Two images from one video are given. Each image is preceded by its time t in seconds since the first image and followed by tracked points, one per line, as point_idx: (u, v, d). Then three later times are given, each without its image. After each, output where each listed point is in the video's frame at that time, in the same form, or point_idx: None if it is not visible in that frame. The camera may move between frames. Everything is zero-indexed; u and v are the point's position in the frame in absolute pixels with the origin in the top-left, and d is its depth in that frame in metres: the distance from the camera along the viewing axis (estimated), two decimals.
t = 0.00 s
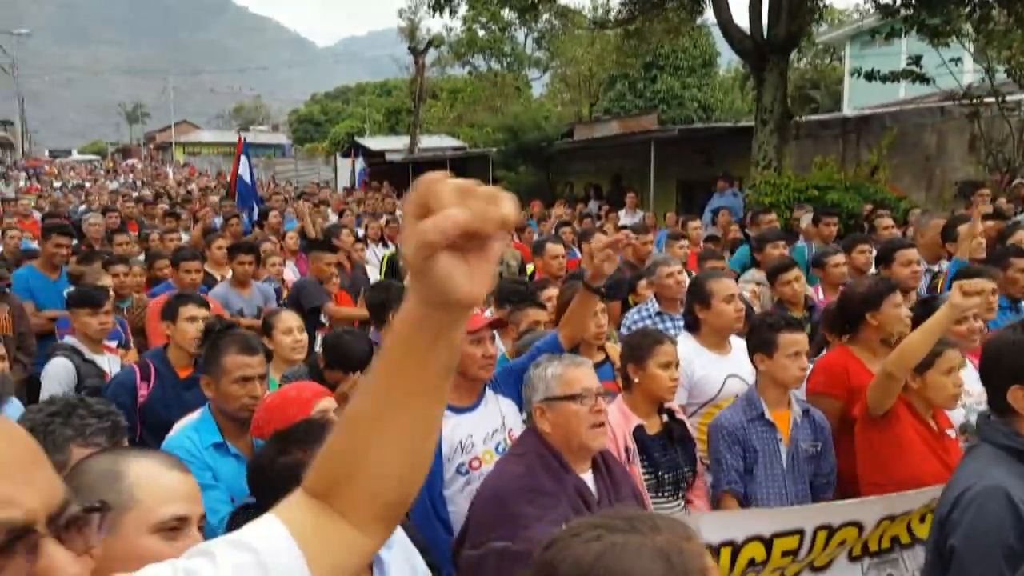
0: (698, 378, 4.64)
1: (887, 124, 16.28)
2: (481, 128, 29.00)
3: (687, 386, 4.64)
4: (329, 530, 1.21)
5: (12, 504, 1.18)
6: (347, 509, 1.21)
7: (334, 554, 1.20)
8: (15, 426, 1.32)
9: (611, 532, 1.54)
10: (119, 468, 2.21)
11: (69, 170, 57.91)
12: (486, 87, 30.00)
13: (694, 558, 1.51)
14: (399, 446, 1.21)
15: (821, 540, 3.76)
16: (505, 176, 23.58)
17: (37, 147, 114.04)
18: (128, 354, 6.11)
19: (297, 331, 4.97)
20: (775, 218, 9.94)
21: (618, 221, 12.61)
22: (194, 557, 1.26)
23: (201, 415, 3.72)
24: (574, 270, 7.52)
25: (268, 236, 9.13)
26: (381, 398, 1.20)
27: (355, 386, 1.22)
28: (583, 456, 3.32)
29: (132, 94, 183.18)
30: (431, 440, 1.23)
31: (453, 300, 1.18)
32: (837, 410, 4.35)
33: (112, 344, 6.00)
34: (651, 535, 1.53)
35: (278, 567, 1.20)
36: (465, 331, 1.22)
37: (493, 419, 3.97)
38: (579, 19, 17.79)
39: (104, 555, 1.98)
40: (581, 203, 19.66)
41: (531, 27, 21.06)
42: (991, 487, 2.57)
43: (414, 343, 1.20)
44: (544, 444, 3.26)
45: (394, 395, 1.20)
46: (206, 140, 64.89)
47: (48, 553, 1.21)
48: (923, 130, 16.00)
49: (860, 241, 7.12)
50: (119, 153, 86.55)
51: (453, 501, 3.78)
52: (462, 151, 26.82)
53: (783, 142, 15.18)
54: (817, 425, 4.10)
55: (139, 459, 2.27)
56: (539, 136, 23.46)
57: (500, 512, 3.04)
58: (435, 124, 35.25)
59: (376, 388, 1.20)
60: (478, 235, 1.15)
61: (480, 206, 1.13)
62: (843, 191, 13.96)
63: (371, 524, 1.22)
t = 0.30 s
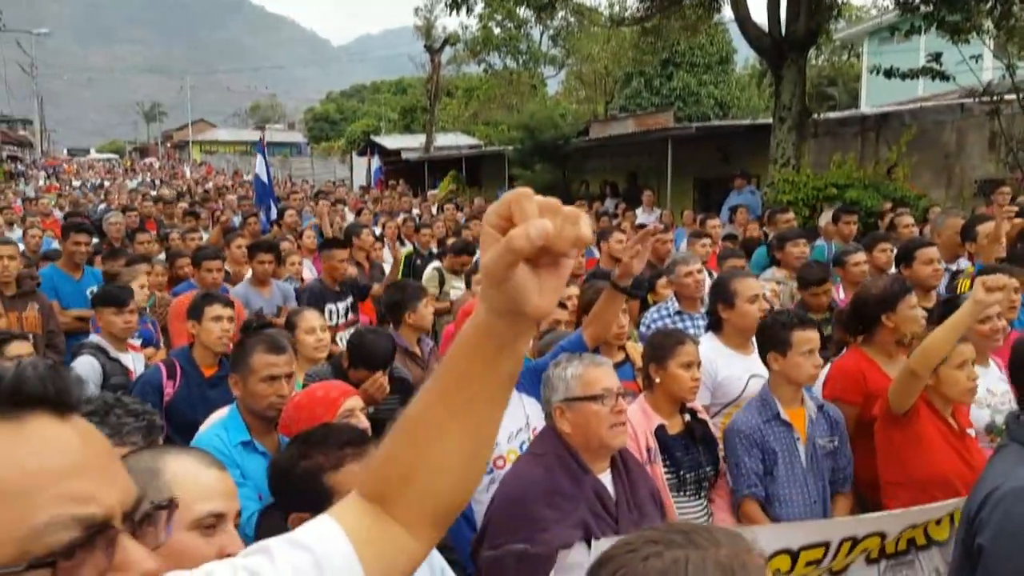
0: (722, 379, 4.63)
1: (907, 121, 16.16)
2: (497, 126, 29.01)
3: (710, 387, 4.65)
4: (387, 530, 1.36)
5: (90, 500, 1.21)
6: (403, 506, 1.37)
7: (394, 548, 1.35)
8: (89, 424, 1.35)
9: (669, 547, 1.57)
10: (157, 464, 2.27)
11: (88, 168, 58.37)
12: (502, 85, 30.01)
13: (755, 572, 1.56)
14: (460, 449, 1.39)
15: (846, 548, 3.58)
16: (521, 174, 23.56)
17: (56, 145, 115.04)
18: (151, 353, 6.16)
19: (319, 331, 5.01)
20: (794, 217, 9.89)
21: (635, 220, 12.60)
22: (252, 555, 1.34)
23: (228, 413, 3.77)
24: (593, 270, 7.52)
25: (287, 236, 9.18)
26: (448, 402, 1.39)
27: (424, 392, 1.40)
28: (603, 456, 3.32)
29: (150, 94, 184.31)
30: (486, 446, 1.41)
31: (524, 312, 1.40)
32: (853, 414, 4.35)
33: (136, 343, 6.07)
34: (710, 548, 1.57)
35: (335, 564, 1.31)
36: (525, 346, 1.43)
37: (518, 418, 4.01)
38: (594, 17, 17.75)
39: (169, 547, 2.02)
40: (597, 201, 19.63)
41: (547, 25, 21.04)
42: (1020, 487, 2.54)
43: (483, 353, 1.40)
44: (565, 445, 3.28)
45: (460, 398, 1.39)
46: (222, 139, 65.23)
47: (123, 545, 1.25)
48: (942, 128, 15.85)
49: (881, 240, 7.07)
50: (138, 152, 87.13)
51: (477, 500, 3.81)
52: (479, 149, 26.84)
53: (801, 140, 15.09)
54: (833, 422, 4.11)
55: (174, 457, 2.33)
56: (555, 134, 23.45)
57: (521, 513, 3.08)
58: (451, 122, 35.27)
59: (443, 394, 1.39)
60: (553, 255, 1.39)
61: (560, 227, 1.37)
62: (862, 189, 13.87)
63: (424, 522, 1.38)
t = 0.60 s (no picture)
0: (740, 377, 4.62)
1: (923, 119, 16.08)
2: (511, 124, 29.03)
3: (728, 386, 4.64)
4: (426, 535, 1.48)
5: (159, 494, 1.20)
6: (440, 511, 1.49)
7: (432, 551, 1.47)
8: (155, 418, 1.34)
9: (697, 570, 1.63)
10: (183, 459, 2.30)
11: (103, 168, 58.68)
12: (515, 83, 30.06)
13: None
14: (492, 460, 1.48)
15: (848, 537, 3.53)
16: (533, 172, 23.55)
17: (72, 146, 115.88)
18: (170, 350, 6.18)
19: (337, 329, 5.02)
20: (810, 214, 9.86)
21: (650, 219, 12.60)
22: (298, 554, 1.49)
23: (250, 410, 3.79)
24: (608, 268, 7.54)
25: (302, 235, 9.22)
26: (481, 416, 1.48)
27: (458, 406, 1.50)
28: (618, 453, 3.33)
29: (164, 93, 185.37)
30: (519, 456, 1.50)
31: (555, 327, 1.45)
32: (865, 415, 4.34)
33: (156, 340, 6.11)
34: (738, 570, 1.63)
35: (378, 564, 1.44)
36: (555, 360, 1.50)
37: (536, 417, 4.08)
38: (608, 15, 17.72)
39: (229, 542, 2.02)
40: (611, 199, 19.62)
41: (559, 23, 21.03)
42: None
43: (515, 368, 1.48)
44: (579, 443, 3.28)
45: (490, 413, 1.48)
46: (237, 138, 65.64)
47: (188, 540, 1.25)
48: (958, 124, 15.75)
49: (898, 238, 7.04)
50: (151, 152, 87.59)
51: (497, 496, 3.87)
52: (492, 147, 26.86)
53: (816, 137, 15.03)
54: (846, 415, 4.12)
55: (198, 451, 2.38)
56: (569, 132, 23.46)
57: (533, 509, 3.09)
58: (464, 120, 35.39)
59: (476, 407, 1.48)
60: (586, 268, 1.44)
61: (594, 243, 1.42)
62: (878, 186, 13.83)
63: (459, 527, 1.50)
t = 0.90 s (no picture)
0: (759, 352, 4.62)
1: (944, 90, 15.87)
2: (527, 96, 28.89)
3: (748, 359, 4.65)
4: (473, 547, 1.61)
5: (219, 465, 1.22)
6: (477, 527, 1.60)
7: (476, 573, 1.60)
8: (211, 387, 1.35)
9: (711, 532, 1.66)
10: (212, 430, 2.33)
11: (119, 140, 58.85)
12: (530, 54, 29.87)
13: (797, 556, 1.64)
14: (495, 476, 1.58)
15: (859, 507, 3.52)
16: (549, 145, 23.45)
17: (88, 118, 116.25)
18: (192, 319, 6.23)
19: (355, 301, 5.04)
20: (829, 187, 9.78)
21: (666, 191, 12.56)
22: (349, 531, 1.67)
23: (272, 382, 3.83)
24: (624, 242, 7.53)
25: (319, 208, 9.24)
26: (472, 447, 1.57)
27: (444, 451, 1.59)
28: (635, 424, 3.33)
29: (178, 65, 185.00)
30: (521, 461, 1.60)
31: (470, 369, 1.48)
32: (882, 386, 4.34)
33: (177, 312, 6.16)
34: (753, 533, 1.65)
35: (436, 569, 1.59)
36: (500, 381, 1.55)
37: (558, 389, 4.10)
38: None
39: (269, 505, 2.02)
40: (627, 172, 19.54)
41: None
42: None
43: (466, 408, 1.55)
44: (598, 413, 3.29)
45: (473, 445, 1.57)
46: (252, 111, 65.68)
47: (243, 510, 1.27)
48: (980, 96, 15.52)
49: (918, 211, 6.98)
50: (166, 124, 87.64)
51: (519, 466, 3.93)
52: (507, 119, 26.76)
53: (836, 109, 14.86)
54: (867, 388, 4.11)
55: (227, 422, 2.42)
56: (585, 104, 23.33)
57: (551, 479, 3.15)
58: (479, 92, 35.25)
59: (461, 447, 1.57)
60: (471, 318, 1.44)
61: (454, 296, 1.41)
62: (897, 159, 13.72)
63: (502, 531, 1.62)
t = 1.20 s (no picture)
0: (780, 309, 4.60)
1: (973, 43, 15.52)
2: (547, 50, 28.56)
3: (768, 317, 4.61)
4: (494, 494, 1.71)
5: (246, 401, 1.23)
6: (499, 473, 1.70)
7: (501, 517, 1.71)
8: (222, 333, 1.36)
9: (724, 483, 1.67)
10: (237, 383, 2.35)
11: (138, 95, 58.84)
12: (550, 7, 29.45)
13: (809, 507, 1.65)
14: (528, 426, 1.67)
15: (881, 472, 3.53)
16: (570, 99, 23.25)
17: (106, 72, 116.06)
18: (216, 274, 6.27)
19: (374, 258, 5.04)
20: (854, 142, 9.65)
21: (688, 147, 12.44)
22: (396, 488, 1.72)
23: (293, 338, 3.86)
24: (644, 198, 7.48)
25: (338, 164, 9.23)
26: (520, 390, 1.66)
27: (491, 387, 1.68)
28: (656, 378, 3.33)
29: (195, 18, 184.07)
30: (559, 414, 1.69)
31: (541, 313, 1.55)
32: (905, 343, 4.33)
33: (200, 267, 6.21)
34: (765, 485, 1.66)
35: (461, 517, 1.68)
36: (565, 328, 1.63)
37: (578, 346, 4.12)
38: None
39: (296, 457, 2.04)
40: (648, 127, 19.37)
41: None
42: None
43: (526, 349, 1.63)
44: (620, 365, 3.31)
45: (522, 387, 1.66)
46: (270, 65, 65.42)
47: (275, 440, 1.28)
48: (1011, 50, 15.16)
49: (945, 166, 6.88)
50: (185, 79, 87.57)
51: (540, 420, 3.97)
52: (526, 74, 26.50)
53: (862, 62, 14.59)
54: (904, 346, 4.07)
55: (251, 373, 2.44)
56: (606, 58, 23.05)
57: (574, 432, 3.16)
58: (499, 45, 34.85)
59: (505, 392, 1.67)
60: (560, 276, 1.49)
61: (556, 242, 1.43)
62: (924, 114, 13.50)
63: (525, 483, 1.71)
